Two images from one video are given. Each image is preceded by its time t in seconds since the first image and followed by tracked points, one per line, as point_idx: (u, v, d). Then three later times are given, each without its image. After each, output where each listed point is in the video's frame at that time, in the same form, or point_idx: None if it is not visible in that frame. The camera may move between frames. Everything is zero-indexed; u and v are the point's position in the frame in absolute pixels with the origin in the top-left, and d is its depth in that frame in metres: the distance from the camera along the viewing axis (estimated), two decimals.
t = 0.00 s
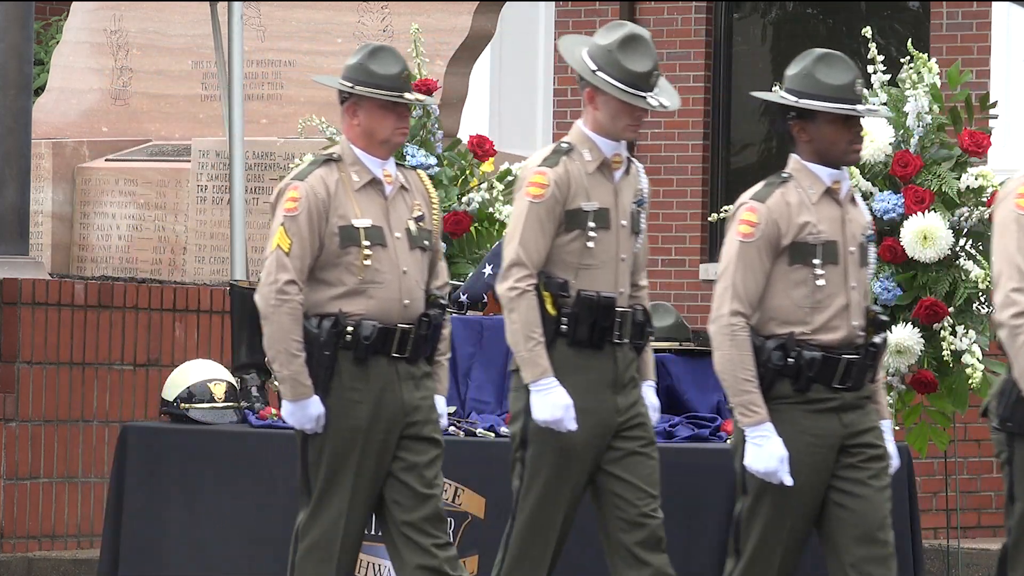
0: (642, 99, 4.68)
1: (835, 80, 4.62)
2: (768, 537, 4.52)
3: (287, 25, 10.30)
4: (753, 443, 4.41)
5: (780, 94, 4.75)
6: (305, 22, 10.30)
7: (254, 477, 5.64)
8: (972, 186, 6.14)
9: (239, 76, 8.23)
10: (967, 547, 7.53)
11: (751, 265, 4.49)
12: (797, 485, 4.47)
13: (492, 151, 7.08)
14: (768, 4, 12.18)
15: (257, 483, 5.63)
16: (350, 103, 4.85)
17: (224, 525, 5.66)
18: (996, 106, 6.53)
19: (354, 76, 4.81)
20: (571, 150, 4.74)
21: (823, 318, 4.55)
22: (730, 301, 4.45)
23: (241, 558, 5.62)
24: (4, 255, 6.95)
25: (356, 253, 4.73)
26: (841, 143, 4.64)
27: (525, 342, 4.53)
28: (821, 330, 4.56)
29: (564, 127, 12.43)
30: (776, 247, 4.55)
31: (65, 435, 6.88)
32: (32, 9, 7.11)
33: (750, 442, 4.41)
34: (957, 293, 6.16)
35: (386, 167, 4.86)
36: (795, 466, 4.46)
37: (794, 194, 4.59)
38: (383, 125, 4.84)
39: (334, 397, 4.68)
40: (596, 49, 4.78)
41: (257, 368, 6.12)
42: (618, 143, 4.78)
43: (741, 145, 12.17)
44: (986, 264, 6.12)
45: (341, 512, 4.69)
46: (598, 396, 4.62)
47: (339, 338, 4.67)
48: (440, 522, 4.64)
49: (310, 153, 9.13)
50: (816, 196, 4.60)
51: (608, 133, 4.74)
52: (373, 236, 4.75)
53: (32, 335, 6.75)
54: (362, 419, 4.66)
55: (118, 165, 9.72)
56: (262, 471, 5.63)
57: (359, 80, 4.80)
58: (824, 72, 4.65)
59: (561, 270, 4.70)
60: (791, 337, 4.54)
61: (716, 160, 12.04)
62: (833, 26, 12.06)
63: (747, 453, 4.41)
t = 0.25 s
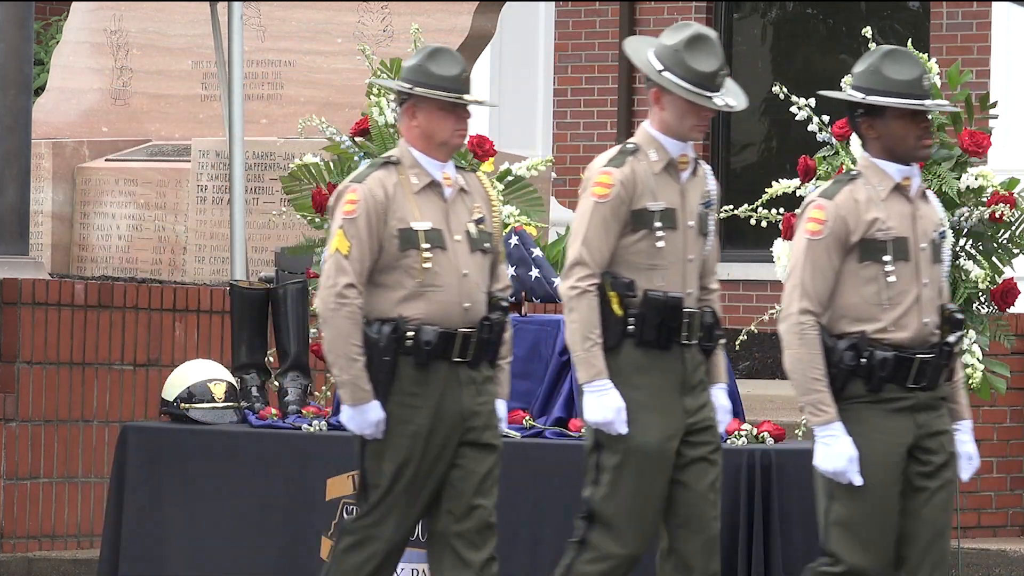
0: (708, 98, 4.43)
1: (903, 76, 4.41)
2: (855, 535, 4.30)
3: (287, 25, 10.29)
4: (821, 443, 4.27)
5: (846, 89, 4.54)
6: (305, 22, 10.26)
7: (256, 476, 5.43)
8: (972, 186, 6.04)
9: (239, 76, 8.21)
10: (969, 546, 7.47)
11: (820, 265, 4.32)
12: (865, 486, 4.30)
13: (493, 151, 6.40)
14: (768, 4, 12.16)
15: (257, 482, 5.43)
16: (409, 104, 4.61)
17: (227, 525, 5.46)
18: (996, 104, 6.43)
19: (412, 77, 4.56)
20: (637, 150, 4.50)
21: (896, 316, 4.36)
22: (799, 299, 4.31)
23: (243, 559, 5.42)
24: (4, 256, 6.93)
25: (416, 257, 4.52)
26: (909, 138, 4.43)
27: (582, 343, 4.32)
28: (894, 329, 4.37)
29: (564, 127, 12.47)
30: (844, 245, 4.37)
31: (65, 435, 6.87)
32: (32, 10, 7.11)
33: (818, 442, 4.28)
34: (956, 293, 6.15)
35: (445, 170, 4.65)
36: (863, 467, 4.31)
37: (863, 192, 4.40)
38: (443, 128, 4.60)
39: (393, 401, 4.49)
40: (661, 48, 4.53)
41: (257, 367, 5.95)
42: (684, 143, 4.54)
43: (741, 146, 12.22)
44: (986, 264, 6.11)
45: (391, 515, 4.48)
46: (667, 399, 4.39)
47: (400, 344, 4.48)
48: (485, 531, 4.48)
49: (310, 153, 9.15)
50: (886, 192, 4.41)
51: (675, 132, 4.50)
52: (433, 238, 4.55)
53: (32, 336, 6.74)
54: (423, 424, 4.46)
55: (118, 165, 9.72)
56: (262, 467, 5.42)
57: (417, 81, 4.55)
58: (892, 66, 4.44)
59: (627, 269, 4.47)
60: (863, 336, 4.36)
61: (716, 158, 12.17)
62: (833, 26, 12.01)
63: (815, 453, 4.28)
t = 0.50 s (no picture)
0: (766, 92, 4.38)
1: (964, 74, 4.42)
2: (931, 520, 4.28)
3: (286, 25, 10.29)
4: (877, 440, 4.26)
5: (905, 87, 4.55)
6: (305, 22, 10.26)
7: (258, 474, 5.27)
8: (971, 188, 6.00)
9: (239, 76, 8.21)
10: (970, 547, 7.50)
11: (874, 263, 4.31)
12: (925, 482, 4.28)
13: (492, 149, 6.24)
14: (768, 4, 12.22)
15: (258, 479, 5.27)
16: (465, 98, 4.52)
17: (231, 525, 5.29)
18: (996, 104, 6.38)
19: (468, 72, 4.47)
20: (694, 145, 4.45)
21: (951, 315, 4.35)
22: (853, 297, 4.30)
23: (245, 560, 5.25)
24: (5, 255, 6.92)
25: (472, 251, 4.43)
26: (968, 138, 4.43)
27: (627, 338, 4.29)
28: (948, 328, 4.36)
29: (564, 127, 12.48)
30: (899, 243, 4.36)
31: (65, 435, 6.87)
32: (31, 10, 7.11)
33: (875, 439, 4.26)
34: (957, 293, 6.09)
35: (499, 165, 4.55)
36: (920, 463, 4.29)
37: (919, 190, 4.39)
38: (497, 123, 4.50)
39: (452, 398, 4.37)
40: (719, 42, 4.49)
41: (257, 367, 5.90)
42: (743, 139, 4.48)
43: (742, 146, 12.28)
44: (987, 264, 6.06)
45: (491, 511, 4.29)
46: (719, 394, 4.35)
47: (454, 338, 4.37)
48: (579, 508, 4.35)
49: (310, 153, 9.15)
50: (941, 191, 4.40)
51: (732, 128, 4.45)
52: (488, 234, 4.45)
53: (32, 336, 6.74)
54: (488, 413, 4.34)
55: (117, 164, 9.74)
56: (262, 465, 5.27)
57: (473, 75, 4.47)
58: (953, 64, 4.45)
59: (681, 264, 4.41)
60: (917, 335, 4.35)
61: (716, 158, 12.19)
62: (833, 26, 12.01)
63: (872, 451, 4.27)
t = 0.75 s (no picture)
0: (816, 100, 4.38)
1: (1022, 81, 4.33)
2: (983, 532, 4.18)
3: (286, 25, 10.28)
4: (932, 452, 4.18)
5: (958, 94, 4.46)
6: (305, 22, 10.25)
7: (258, 474, 5.24)
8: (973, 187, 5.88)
9: (239, 76, 8.20)
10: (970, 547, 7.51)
11: (931, 273, 4.23)
12: (978, 494, 4.19)
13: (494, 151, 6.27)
14: (768, 5, 12.21)
15: (258, 479, 5.24)
16: (512, 104, 4.52)
17: (231, 525, 5.26)
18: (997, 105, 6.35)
19: (516, 76, 4.47)
20: (745, 154, 4.44)
21: (1010, 326, 4.26)
22: (909, 307, 4.22)
23: (245, 560, 5.22)
24: (5, 256, 6.92)
25: (517, 260, 4.43)
26: None
27: (682, 351, 4.29)
28: (1007, 339, 4.26)
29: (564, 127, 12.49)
30: (957, 253, 4.28)
31: (65, 435, 6.87)
32: (32, 10, 7.11)
33: (930, 451, 4.19)
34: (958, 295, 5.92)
35: (545, 172, 4.55)
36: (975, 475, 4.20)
37: (978, 198, 4.30)
38: (544, 129, 4.51)
39: (495, 408, 4.37)
40: (769, 50, 4.50)
41: (258, 367, 5.89)
42: (793, 147, 4.48)
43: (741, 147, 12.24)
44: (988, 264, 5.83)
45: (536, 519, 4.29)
46: (771, 406, 4.34)
47: (498, 347, 4.38)
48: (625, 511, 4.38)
49: (311, 153, 9.16)
50: (1001, 200, 4.30)
51: (783, 136, 4.44)
52: (534, 242, 4.45)
53: (32, 336, 6.74)
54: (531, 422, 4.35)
55: (118, 165, 9.72)
56: (261, 464, 5.24)
57: (521, 80, 4.46)
58: (1010, 71, 4.35)
59: (733, 275, 4.39)
60: (977, 346, 4.26)
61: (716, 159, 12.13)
62: (834, 26, 12.03)
63: (927, 463, 4.19)
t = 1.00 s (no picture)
0: (867, 95, 4.31)
1: None
2: None
3: (286, 25, 10.28)
4: (1002, 461, 4.02)
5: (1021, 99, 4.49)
6: (305, 22, 10.25)
7: (259, 474, 5.22)
8: (972, 186, 5.86)
9: (239, 76, 8.19)
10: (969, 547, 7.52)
11: (999, 276, 4.05)
12: None
13: (494, 151, 6.31)
14: (768, 4, 12.26)
15: (259, 479, 5.22)
16: (558, 107, 4.38)
17: (232, 525, 5.23)
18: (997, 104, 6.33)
19: (562, 79, 4.32)
20: (796, 149, 4.39)
21: None
22: (977, 313, 4.05)
23: (246, 561, 5.18)
24: (5, 256, 6.91)
25: (566, 262, 4.30)
26: None
27: (745, 349, 4.20)
28: None
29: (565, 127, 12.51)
30: None
31: (65, 435, 6.87)
32: (32, 10, 7.11)
33: (999, 460, 4.02)
34: (958, 293, 5.86)
35: (593, 174, 4.42)
36: None
37: None
38: (592, 132, 4.35)
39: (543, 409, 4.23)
40: (818, 44, 4.44)
41: (258, 367, 5.89)
42: (844, 141, 4.42)
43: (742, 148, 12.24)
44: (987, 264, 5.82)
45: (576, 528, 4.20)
46: (828, 402, 4.27)
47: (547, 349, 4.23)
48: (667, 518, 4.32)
49: (311, 153, 9.15)
50: None
51: (834, 130, 4.38)
52: (582, 244, 4.32)
53: (32, 336, 6.74)
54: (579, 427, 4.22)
55: (118, 165, 9.71)
56: (262, 464, 5.22)
57: (567, 83, 4.32)
58: None
59: (787, 271, 4.34)
60: None
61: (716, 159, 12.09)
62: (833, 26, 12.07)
63: (995, 472, 4.03)
